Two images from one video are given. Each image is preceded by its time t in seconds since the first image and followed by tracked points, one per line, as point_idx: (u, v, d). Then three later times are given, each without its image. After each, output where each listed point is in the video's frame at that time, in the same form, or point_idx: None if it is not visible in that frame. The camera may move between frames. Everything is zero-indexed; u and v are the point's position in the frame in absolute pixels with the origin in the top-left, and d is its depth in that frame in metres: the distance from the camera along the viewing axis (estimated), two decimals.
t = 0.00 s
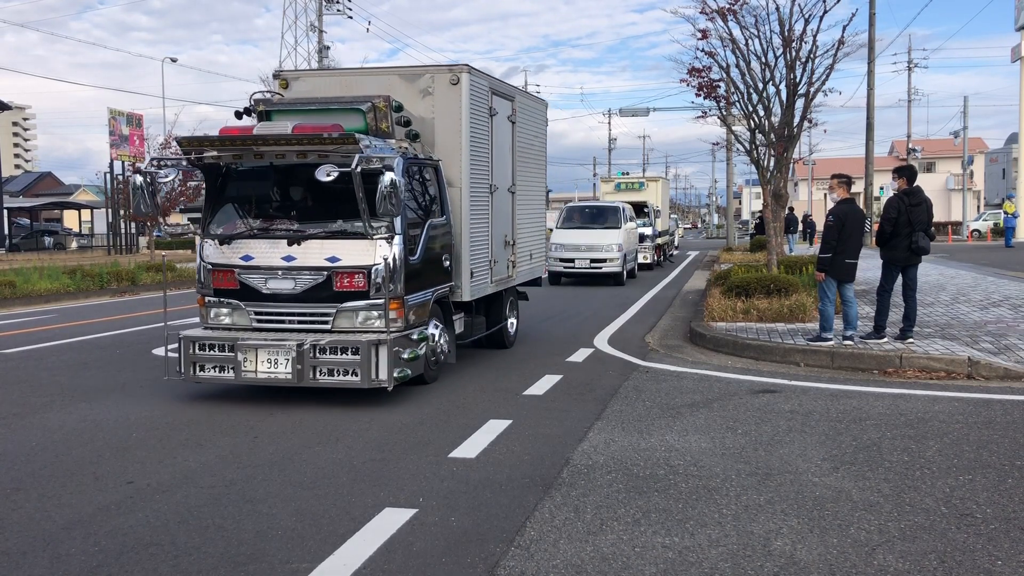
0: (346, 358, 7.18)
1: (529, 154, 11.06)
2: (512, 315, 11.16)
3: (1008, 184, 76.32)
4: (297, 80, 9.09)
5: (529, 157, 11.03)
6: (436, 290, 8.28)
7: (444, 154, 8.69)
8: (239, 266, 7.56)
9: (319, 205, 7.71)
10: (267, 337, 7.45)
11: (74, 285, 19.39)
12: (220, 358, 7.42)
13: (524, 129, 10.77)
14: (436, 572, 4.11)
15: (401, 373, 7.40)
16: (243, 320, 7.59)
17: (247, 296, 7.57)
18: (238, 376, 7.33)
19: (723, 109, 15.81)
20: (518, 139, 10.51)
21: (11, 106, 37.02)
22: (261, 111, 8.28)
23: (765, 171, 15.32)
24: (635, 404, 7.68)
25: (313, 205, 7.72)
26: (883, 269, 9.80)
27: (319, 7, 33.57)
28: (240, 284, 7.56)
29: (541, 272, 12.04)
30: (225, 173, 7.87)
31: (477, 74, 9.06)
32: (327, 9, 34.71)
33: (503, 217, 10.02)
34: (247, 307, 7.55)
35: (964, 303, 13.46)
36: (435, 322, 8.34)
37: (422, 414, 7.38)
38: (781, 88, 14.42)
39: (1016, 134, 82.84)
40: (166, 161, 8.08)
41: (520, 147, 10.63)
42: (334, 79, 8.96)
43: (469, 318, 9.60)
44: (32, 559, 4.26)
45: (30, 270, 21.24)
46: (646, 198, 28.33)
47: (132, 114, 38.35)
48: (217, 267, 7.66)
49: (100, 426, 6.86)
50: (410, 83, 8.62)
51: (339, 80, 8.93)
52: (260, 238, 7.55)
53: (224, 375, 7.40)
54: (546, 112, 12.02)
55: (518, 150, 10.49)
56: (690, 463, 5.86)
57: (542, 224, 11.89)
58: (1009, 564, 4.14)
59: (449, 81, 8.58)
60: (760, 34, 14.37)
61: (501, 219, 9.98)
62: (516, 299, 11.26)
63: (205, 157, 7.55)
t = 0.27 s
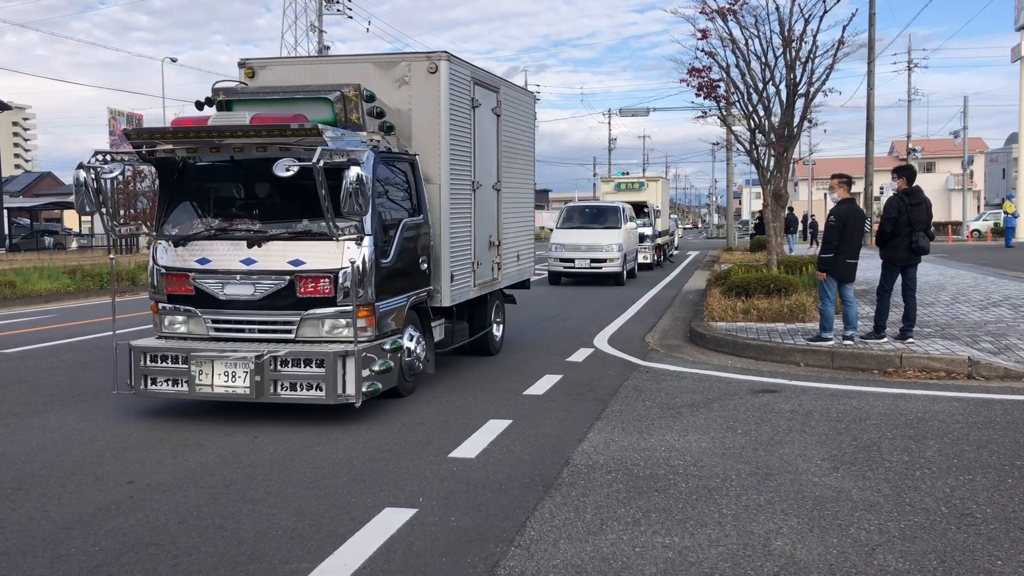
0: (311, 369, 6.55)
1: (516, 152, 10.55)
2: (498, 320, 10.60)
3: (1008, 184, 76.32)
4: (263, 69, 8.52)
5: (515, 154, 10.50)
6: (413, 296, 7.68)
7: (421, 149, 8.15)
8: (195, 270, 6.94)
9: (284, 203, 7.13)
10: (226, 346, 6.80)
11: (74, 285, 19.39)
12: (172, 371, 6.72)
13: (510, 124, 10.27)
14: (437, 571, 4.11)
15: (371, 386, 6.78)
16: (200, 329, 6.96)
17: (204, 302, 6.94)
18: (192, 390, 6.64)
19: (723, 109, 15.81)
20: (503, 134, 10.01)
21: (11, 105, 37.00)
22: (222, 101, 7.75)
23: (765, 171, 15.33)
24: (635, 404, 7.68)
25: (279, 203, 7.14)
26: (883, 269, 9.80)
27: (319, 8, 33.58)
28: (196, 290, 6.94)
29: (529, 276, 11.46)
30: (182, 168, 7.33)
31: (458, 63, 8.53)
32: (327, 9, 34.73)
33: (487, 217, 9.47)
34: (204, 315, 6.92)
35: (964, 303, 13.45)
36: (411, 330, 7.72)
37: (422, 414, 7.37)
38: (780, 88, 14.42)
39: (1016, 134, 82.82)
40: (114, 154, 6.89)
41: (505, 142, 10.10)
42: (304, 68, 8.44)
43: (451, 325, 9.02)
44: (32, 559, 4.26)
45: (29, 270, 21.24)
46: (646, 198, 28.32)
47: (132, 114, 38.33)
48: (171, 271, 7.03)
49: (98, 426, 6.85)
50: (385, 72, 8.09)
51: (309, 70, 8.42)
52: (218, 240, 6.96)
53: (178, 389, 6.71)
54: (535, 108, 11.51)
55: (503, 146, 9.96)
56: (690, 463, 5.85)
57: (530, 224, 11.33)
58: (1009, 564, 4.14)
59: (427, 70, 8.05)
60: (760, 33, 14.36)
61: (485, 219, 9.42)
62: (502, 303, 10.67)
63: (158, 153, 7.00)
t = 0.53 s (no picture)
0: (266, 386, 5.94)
1: (500, 145, 9.93)
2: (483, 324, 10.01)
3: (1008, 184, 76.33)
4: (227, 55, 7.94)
5: (499, 147, 9.87)
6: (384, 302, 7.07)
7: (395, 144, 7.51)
8: (142, 275, 6.32)
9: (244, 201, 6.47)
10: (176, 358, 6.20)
11: (74, 285, 19.40)
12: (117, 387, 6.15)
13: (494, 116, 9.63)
14: (437, 571, 4.11)
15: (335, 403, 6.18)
16: (147, 340, 6.34)
17: (152, 311, 6.32)
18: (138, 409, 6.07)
19: (723, 109, 15.81)
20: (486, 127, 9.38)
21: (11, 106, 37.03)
22: (175, 89, 7.01)
23: (765, 171, 15.33)
24: (635, 404, 7.68)
25: (240, 202, 6.49)
26: (883, 269, 9.80)
27: (319, 8, 33.61)
28: (142, 297, 6.32)
29: (515, 276, 10.88)
30: (129, 161, 6.62)
31: (436, 49, 7.87)
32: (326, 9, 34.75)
33: (469, 216, 8.86)
34: (152, 325, 6.31)
35: (964, 303, 13.45)
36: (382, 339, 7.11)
37: (423, 414, 7.38)
38: (780, 89, 14.42)
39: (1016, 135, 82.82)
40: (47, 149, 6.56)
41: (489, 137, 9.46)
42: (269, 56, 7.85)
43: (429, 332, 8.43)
44: (32, 559, 4.26)
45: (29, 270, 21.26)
46: (646, 198, 28.28)
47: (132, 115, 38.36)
48: (116, 276, 6.41)
49: (98, 426, 6.85)
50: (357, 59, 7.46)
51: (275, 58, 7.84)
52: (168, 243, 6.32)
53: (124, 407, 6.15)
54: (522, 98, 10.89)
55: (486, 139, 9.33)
56: (690, 463, 5.86)
57: (516, 223, 10.73)
58: (1009, 564, 4.14)
59: (401, 57, 7.39)
60: (760, 34, 14.36)
61: (467, 218, 8.81)
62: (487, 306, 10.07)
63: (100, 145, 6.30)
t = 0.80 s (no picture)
0: (212, 406, 5.34)
1: (483, 139, 9.35)
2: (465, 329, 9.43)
3: (1008, 184, 76.34)
4: (183, 41, 7.34)
5: (482, 141, 9.29)
6: (350, 309, 6.45)
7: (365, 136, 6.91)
8: (77, 281, 5.72)
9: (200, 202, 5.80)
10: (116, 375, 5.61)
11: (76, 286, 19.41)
12: (49, 407, 5.54)
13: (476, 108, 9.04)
14: (437, 571, 4.11)
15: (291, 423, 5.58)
16: (84, 353, 5.74)
17: (89, 321, 5.71)
18: (71, 431, 5.44)
19: (723, 109, 15.81)
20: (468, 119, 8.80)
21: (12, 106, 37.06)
22: (120, 75, 6.42)
23: (765, 171, 15.33)
24: (635, 404, 7.68)
25: (196, 204, 5.81)
26: (883, 269, 9.80)
27: (319, 8, 33.64)
28: (77, 305, 5.71)
29: (501, 278, 10.31)
30: (68, 153, 5.91)
31: (411, 34, 7.30)
32: (326, 10, 34.79)
33: (448, 215, 8.26)
34: (89, 336, 5.71)
35: (964, 303, 13.45)
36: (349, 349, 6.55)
37: (423, 414, 7.37)
38: (781, 88, 14.42)
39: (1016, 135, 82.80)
40: None
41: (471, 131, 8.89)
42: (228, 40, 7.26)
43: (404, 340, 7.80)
44: (32, 559, 4.26)
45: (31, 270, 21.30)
46: (646, 198, 28.26)
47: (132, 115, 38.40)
48: (49, 282, 5.80)
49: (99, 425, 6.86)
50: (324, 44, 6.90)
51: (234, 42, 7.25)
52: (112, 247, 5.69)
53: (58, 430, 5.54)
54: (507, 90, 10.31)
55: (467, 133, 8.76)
56: (690, 463, 5.86)
57: (502, 225, 10.15)
58: (1009, 564, 4.14)
59: (371, 42, 6.82)
60: (760, 34, 14.36)
61: (445, 217, 8.21)
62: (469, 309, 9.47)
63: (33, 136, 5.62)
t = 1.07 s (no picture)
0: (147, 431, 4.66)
1: (465, 133, 8.75)
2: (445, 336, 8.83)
3: (1008, 184, 76.35)
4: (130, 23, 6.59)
5: (462, 134, 8.67)
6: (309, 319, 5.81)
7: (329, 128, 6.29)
8: None
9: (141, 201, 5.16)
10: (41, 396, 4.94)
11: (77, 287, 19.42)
12: None
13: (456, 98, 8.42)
14: (437, 571, 4.11)
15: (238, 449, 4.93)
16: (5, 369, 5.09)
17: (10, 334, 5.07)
18: None
19: (723, 109, 15.81)
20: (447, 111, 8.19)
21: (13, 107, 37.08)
22: (49, 56, 5.74)
23: (765, 171, 15.33)
24: (635, 404, 7.68)
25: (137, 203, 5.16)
26: (882, 269, 9.80)
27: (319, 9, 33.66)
28: None
29: (485, 280, 9.72)
30: None
31: (381, 16, 6.66)
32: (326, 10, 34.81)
33: (424, 214, 7.64)
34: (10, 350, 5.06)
35: (964, 303, 13.45)
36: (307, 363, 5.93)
37: (423, 414, 7.37)
38: (781, 89, 14.42)
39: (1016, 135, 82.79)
40: None
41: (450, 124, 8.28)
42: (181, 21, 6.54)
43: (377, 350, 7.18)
44: (31, 559, 4.25)
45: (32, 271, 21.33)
46: (646, 198, 28.26)
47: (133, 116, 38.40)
48: None
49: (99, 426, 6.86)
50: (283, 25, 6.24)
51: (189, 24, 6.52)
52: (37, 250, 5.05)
53: None
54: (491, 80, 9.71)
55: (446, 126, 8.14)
56: (691, 463, 5.86)
57: (485, 221, 9.55)
58: (1009, 564, 4.14)
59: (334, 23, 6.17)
60: (760, 34, 14.36)
61: (422, 216, 7.59)
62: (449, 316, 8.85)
63: None
